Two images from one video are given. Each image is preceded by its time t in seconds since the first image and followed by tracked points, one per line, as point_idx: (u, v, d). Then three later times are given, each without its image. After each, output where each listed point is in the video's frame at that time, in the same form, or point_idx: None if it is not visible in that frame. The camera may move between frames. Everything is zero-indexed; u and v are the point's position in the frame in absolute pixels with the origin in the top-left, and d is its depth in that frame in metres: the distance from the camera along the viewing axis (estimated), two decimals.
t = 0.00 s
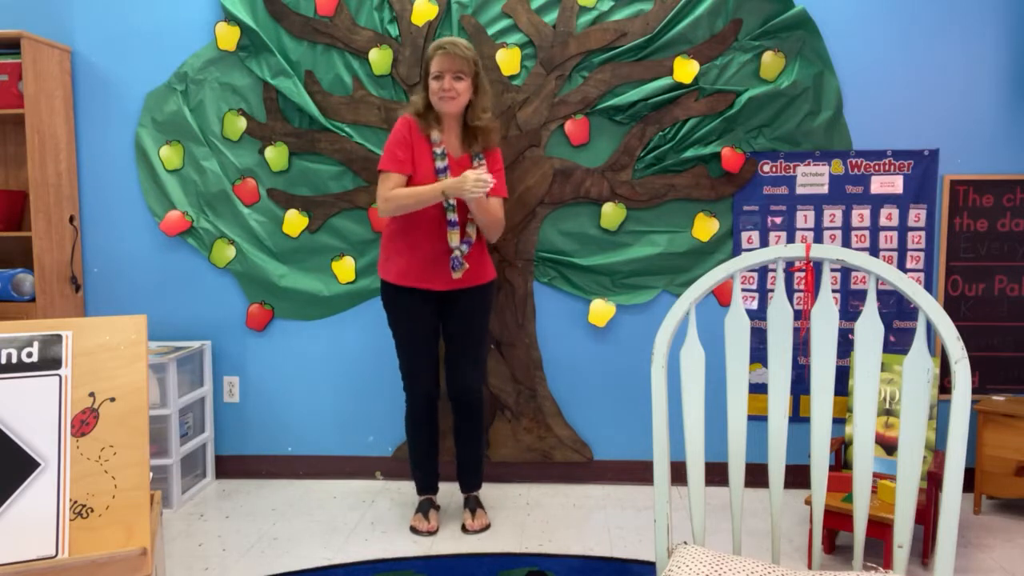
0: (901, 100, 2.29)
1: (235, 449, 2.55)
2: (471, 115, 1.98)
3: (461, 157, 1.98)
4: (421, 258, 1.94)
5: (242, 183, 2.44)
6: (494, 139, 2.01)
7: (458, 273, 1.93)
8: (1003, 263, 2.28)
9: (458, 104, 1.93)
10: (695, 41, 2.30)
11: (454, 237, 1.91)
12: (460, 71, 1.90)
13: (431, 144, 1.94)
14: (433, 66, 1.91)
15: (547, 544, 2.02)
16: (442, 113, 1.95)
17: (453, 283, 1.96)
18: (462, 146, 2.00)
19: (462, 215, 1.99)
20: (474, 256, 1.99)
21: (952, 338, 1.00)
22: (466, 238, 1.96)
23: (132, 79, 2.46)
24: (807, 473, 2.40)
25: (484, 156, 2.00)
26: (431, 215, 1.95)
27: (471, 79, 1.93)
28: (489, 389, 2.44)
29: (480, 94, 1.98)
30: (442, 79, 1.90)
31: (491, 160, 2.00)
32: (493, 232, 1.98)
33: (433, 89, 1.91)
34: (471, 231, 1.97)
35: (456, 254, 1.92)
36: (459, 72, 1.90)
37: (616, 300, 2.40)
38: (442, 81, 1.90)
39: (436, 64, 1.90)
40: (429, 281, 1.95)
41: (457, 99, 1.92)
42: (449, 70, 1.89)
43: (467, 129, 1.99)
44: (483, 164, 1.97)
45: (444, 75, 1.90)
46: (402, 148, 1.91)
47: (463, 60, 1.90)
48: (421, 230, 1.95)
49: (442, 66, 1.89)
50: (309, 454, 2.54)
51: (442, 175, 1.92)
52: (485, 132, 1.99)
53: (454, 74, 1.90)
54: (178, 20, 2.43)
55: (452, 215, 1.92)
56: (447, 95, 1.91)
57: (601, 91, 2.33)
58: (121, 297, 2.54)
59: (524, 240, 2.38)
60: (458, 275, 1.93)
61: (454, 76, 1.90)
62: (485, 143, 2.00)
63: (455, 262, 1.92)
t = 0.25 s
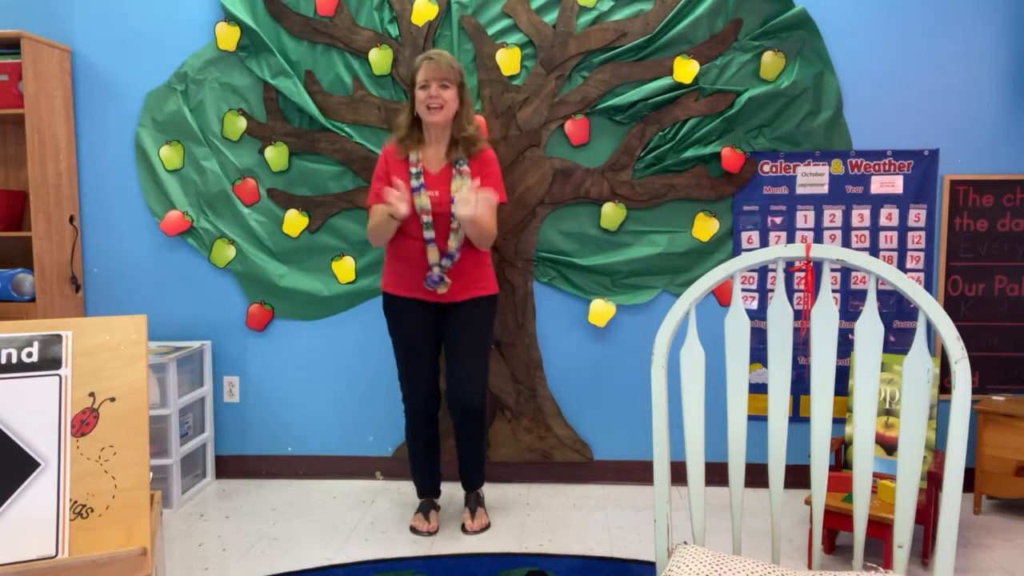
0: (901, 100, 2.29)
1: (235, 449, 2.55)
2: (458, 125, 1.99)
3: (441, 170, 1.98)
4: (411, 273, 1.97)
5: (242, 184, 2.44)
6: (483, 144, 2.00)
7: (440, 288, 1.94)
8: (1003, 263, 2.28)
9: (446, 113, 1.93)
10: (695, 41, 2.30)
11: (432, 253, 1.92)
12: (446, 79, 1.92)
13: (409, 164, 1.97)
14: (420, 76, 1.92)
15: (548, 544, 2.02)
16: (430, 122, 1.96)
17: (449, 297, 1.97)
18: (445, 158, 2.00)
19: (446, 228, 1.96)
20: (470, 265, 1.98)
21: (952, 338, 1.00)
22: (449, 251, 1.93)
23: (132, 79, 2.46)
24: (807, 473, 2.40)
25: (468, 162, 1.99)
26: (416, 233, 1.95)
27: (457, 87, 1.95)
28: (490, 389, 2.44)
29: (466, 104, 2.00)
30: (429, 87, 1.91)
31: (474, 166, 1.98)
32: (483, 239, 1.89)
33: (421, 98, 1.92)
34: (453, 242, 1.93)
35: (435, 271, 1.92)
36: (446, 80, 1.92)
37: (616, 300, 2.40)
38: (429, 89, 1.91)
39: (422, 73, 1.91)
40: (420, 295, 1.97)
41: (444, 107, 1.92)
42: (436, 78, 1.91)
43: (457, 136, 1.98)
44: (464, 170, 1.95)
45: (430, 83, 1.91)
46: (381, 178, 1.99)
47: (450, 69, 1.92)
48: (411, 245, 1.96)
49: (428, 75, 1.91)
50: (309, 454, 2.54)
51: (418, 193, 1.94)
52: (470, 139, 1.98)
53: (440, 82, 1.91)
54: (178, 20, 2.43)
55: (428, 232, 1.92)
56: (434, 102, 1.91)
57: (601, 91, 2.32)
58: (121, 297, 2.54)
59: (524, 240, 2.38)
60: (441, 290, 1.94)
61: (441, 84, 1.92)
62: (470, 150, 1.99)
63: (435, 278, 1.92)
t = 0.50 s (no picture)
0: (901, 100, 2.29)
1: (236, 449, 2.55)
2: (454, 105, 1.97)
3: (434, 152, 1.97)
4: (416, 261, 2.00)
5: (242, 183, 2.44)
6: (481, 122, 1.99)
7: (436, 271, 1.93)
8: (1003, 263, 2.28)
9: (443, 96, 1.92)
10: (695, 41, 2.30)
11: (425, 236, 1.92)
12: (441, 62, 1.90)
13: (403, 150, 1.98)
14: (414, 60, 1.90)
15: (547, 544, 2.02)
16: (427, 106, 1.95)
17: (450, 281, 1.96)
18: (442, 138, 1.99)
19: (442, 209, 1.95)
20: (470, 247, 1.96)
21: (952, 338, 1.00)
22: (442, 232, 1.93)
23: (132, 79, 2.46)
24: (807, 473, 2.40)
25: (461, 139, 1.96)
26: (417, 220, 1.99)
27: (452, 70, 1.93)
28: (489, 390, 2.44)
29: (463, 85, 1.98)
30: (424, 72, 1.89)
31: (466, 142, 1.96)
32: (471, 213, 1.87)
33: (417, 83, 1.91)
34: (444, 222, 1.92)
35: (428, 254, 1.92)
36: (441, 63, 1.90)
37: (616, 300, 2.40)
38: (424, 73, 1.90)
39: (416, 57, 1.89)
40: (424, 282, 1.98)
41: (441, 90, 1.91)
42: (430, 62, 1.89)
43: (450, 111, 1.94)
44: (454, 148, 1.93)
45: (425, 67, 1.89)
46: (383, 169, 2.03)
47: (444, 51, 1.90)
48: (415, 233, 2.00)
49: (423, 59, 1.89)
50: (309, 454, 2.54)
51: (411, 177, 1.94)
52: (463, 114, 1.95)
53: (435, 65, 1.89)
54: (178, 20, 2.43)
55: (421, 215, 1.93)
56: (431, 86, 1.90)
57: (601, 91, 2.33)
58: (121, 297, 2.54)
59: (524, 240, 2.38)
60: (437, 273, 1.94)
61: (437, 67, 1.90)
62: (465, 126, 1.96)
63: (429, 261, 1.92)
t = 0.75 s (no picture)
0: (901, 100, 2.29)
1: (236, 449, 2.55)
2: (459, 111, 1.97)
3: (443, 157, 1.98)
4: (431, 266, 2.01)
5: (242, 183, 2.44)
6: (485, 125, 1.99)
7: (454, 274, 1.94)
8: (1003, 263, 2.28)
9: (447, 102, 1.92)
10: (695, 41, 2.30)
11: (440, 240, 1.93)
12: (444, 68, 1.90)
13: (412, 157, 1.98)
14: (417, 67, 1.90)
15: (547, 544, 2.02)
16: (432, 113, 1.95)
17: (465, 283, 1.97)
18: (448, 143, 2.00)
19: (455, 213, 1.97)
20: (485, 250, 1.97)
21: (952, 338, 1.00)
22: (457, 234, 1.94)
23: (132, 78, 2.46)
24: (807, 473, 2.40)
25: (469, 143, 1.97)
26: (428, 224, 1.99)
27: (456, 75, 1.93)
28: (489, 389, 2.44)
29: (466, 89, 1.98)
30: (428, 79, 1.89)
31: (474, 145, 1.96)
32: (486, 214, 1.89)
33: (421, 90, 1.91)
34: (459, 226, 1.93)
35: (446, 258, 1.93)
36: (443, 69, 1.90)
37: (616, 300, 2.40)
38: (428, 80, 1.90)
39: (419, 65, 1.90)
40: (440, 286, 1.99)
41: (445, 97, 1.92)
42: (433, 69, 1.89)
43: (453, 117, 1.94)
44: (463, 151, 1.94)
45: (429, 74, 1.90)
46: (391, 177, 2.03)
47: (446, 57, 1.90)
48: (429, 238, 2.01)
49: (426, 67, 1.89)
50: (309, 454, 2.54)
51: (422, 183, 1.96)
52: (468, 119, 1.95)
53: (438, 72, 1.90)
54: (178, 20, 2.43)
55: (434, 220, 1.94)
56: (435, 93, 1.90)
57: (600, 91, 2.33)
58: (121, 297, 2.54)
59: (524, 240, 2.38)
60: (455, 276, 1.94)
61: (439, 74, 1.90)
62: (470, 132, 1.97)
63: (447, 265, 1.93)
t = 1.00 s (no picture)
0: (901, 100, 2.29)
1: (236, 449, 2.55)
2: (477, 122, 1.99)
3: (464, 167, 1.97)
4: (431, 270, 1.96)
5: (242, 184, 2.44)
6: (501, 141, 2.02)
7: (464, 284, 1.92)
8: (1003, 263, 2.28)
9: (464, 110, 1.92)
10: (695, 41, 2.30)
11: (460, 249, 1.90)
12: (461, 77, 1.91)
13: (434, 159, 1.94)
14: (434, 75, 1.91)
15: (548, 544, 2.02)
16: (449, 121, 1.95)
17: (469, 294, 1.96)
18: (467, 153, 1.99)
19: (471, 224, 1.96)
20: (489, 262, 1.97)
21: (952, 338, 1.00)
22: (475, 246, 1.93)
23: (132, 79, 2.46)
24: (808, 473, 2.40)
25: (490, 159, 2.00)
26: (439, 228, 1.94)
27: (473, 84, 1.94)
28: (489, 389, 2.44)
29: (483, 99, 1.99)
30: (445, 87, 1.90)
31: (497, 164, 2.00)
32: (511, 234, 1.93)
33: (437, 98, 1.91)
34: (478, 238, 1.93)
35: (461, 268, 1.91)
36: (460, 78, 1.90)
37: (616, 300, 2.40)
38: (445, 89, 1.90)
39: (436, 73, 1.90)
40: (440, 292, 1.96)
41: (462, 105, 1.92)
42: (450, 77, 1.89)
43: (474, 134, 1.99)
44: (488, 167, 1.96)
45: (446, 83, 1.90)
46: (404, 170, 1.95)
47: (463, 66, 1.90)
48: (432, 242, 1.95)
49: (443, 75, 1.90)
50: (308, 454, 2.54)
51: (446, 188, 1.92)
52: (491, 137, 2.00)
53: (455, 81, 1.90)
54: (178, 20, 2.43)
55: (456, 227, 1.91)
56: (452, 102, 1.90)
57: (601, 91, 2.33)
58: (121, 297, 2.54)
59: (524, 240, 2.38)
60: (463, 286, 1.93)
61: (456, 83, 1.90)
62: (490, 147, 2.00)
63: (461, 274, 1.91)
